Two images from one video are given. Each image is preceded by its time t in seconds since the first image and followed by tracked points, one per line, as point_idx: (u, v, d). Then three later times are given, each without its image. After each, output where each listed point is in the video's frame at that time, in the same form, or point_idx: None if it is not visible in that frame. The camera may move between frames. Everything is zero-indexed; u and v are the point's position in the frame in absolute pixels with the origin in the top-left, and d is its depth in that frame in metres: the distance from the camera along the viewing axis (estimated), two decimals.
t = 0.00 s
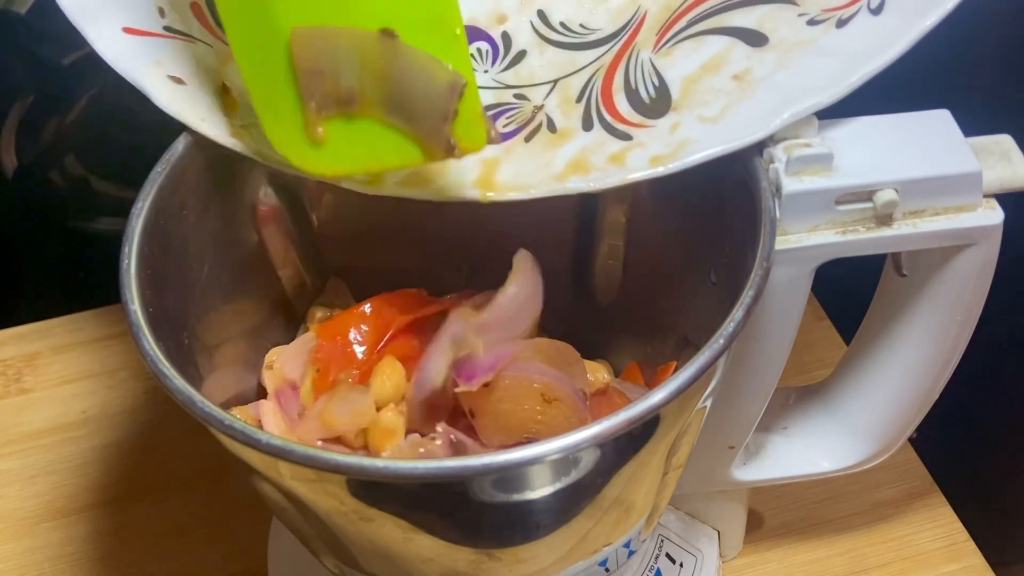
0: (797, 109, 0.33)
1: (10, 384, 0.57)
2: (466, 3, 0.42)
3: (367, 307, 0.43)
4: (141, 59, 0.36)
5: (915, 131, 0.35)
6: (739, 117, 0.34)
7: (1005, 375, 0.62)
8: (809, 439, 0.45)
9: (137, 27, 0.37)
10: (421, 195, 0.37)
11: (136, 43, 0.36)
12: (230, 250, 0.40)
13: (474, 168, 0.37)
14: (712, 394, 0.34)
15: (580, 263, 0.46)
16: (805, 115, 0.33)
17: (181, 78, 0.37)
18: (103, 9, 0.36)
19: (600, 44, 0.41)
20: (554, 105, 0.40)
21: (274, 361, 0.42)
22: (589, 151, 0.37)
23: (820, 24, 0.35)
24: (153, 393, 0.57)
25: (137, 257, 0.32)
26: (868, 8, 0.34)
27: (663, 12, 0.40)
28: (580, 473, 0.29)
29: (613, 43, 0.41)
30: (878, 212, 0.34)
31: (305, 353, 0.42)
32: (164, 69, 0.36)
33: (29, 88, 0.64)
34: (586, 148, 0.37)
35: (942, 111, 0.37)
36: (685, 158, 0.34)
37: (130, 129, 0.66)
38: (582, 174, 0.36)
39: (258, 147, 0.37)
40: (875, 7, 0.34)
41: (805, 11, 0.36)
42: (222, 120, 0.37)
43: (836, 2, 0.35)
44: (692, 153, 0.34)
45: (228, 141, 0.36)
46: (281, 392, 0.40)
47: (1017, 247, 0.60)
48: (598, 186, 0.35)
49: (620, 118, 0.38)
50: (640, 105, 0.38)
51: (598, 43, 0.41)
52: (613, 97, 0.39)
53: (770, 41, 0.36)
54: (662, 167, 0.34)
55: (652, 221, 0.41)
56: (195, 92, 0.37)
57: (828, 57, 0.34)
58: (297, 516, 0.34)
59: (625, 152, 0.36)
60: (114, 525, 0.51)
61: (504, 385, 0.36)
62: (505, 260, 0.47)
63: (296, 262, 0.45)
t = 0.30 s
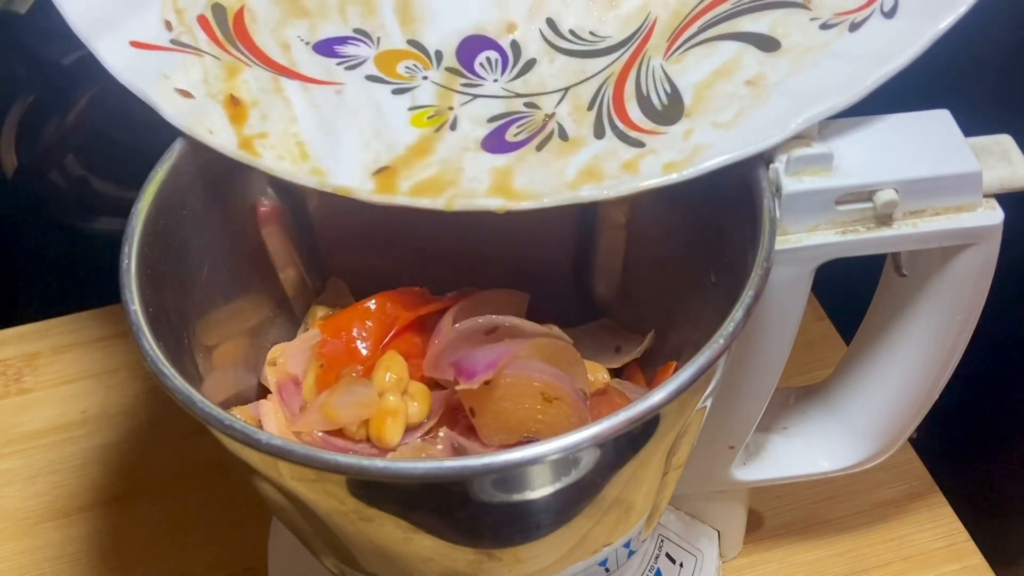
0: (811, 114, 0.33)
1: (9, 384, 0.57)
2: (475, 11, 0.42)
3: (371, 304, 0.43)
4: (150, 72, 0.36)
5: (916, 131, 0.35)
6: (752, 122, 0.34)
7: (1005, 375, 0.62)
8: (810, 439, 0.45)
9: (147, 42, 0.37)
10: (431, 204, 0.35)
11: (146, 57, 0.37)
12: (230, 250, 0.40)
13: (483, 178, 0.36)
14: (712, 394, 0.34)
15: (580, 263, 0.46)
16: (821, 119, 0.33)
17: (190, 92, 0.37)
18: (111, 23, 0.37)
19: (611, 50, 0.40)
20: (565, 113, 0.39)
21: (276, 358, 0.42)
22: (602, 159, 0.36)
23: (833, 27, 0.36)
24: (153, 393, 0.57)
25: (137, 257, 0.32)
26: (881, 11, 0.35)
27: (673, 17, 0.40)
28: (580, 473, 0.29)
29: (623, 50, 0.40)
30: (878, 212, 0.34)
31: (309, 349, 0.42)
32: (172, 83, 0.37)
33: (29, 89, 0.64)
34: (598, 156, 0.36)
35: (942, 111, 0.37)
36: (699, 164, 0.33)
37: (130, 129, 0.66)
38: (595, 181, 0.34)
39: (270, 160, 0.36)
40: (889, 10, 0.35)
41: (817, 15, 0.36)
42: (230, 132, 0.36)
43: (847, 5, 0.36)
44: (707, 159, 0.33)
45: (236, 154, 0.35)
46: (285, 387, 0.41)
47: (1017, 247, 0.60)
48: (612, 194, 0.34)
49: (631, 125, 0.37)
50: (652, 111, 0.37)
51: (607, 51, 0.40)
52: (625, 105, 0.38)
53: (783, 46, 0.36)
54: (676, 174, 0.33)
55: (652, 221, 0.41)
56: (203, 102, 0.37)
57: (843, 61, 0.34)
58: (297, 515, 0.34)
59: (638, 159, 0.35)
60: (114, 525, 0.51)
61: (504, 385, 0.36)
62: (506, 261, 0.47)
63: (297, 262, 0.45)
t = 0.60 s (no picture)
0: (786, 90, 0.32)
1: (9, 384, 0.57)
2: None
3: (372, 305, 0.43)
4: (138, 51, 0.36)
5: (914, 130, 0.35)
6: (730, 98, 0.33)
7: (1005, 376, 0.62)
8: (810, 439, 0.45)
9: (135, 24, 0.37)
10: (412, 180, 0.34)
11: (134, 37, 0.36)
12: (230, 251, 0.40)
13: (463, 154, 0.35)
14: (712, 393, 0.34)
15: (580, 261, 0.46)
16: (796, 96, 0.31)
17: (177, 72, 0.36)
18: (101, 5, 0.36)
19: (593, 32, 0.41)
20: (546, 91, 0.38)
21: (277, 357, 0.42)
22: (582, 136, 0.35)
23: (811, 8, 0.35)
24: (153, 393, 0.57)
25: (137, 257, 0.32)
26: None
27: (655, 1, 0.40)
28: (580, 472, 0.29)
29: (603, 32, 0.40)
30: (878, 212, 0.34)
31: (309, 349, 0.42)
32: (160, 63, 0.36)
33: (30, 89, 0.65)
34: (578, 134, 0.35)
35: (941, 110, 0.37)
36: (677, 139, 0.32)
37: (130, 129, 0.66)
38: (574, 157, 0.33)
39: (254, 138, 0.34)
40: None
41: None
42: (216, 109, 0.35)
43: None
44: (684, 134, 0.32)
45: (221, 131, 0.34)
46: (285, 387, 0.41)
47: (1017, 247, 0.60)
48: (591, 169, 0.33)
49: (611, 104, 0.36)
50: (631, 90, 0.36)
51: (587, 32, 0.41)
52: (605, 84, 0.37)
53: (762, 26, 0.36)
54: (653, 150, 0.32)
55: (652, 221, 0.41)
56: (190, 83, 0.36)
57: (820, 38, 0.33)
58: (297, 516, 0.34)
59: (617, 135, 0.34)
60: (114, 525, 0.51)
61: (504, 385, 0.36)
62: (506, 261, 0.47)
63: (297, 262, 0.45)
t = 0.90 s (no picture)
0: (770, 82, 0.31)
1: (9, 384, 0.57)
2: None
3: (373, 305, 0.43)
4: (129, 33, 0.35)
5: (914, 130, 0.35)
6: (713, 88, 0.32)
7: (1006, 376, 0.62)
8: (810, 439, 0.45)
9: (127, 4, 0.36)
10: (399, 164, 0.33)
11: (126, 19, 0.35)
12: (230, 250, 0.40)
13: (451, 140, 0.34)
14: (712, 393, 0.34)
15: (580, 260, 0.46)
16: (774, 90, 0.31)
17: (168, 53, 0.35)
18: None
19: (579, 21, 0.40)
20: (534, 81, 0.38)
21: (276, 357, 0.42)
22: (566, 124, 0.34)
23: None
24: (153, 393, 0.57)
25: (137, 258, 0.32)
26: None
27: None
28: (580, 472, 0.29)
29: (591, 21, 0.39)
30: (879, 212, 0.34)
31: (309, 349, 0.42)
32: (151, 45, 0.35)
33: (29, 88, 0.65)
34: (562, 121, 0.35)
35: (940, 110, 0.37)
36: (661, 128, 0.32)
37: (130, 129, 0.66)
38: (558, 145, 0.33)
39: (244, 121, 0.34)
40: None
41: None
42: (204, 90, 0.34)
43: None
44: (668, 123, 0.32)
45: (211, 113, 0.34)
46: (284, 386, 0.41)
47: (1017, 248, 0.60)
48: (575, 157, 0.32)
49: (597, 92, 0.36)
50: (617, 80, 0.36)
51: (575, 21, 0.40)
52: (590, 73, 0.37)
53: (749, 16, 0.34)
54: (636, 140, 0.32)
55: (652, 221, 0.41)
56: (183, 67, 0.35)
57: (804, 33, 0.32)
58: (297, 516, 0.34)
59: (601, 124, 0.34)
60: (114, 525, 0.51)
61: (503, 385, 0.36)
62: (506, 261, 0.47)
63: (298, 263, 0.45)
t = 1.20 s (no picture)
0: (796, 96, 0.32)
1: (9, 384, 0.57)
2: None
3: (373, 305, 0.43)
4: (146, 49, 0.36)
5: (915, 130, 0.35)
6: (743, 100, 0.34)
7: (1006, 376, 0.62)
8: (810, 439, 0.45)
9: (143, 19, 0.36)
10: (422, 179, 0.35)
11: (141, 33, 0.36)
12: (231, 250, 0.40)
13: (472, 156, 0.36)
14: (712, 393, 0.34)
15: (580, 260, 0.46)
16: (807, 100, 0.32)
17: (186, 68, 0.36)
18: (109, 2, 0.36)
19: (602, 31, 0.41)
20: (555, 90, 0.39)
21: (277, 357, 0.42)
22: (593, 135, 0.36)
23: (822, 9, 0.35)
24: (153, 393, 0.57)
25: (137, 258, 0.32)
26: None
27: (664, 4, 0.40)
28: (580, 472, 0.29)
29: (620, 26, 0.41)
30: (878, 212, 0.34)
31: (309, 349, 0.42)
32: (168, 59, 0.36)
33: (29, 89, 0.64)
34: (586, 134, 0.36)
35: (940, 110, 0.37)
36: (688, 142, 0.33)
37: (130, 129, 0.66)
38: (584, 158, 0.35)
39: (264, 137, 0.35)
40: None
41: None
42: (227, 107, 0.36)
43: None
44: (696, 137, 0.33)
45: (231, 129, 0.35)
46: (284, 386, 0.41)
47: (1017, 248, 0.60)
48: (607, 168, 0.34)
49: (622, 101, 0.37)
50: (642, 91, 0.37)
51: (599, 32, 0.41)
52: (616, 83, 0.38)
53: (772, 27, 0.36)
54: (664, 152, 0.33)
55: (652, 221, 0.41)
56: (201, 82, 0.36)
57: (828, 43, 0.34)
58: (297, 516, 0.34)
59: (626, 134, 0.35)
60: (114, 525, 0.51)
61: (503, 387, 0.36)
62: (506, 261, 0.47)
63: (298, 263, 0.45)
